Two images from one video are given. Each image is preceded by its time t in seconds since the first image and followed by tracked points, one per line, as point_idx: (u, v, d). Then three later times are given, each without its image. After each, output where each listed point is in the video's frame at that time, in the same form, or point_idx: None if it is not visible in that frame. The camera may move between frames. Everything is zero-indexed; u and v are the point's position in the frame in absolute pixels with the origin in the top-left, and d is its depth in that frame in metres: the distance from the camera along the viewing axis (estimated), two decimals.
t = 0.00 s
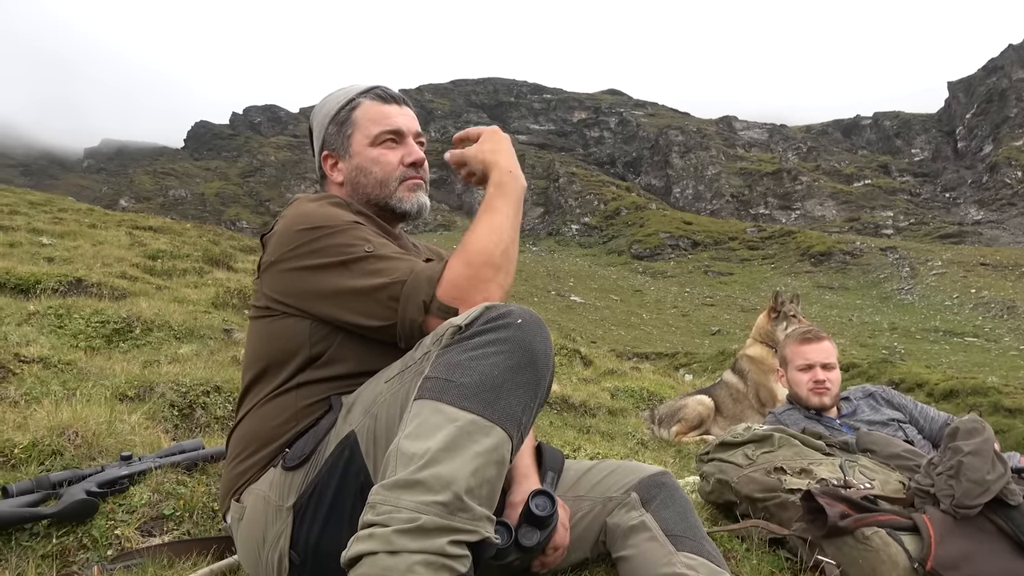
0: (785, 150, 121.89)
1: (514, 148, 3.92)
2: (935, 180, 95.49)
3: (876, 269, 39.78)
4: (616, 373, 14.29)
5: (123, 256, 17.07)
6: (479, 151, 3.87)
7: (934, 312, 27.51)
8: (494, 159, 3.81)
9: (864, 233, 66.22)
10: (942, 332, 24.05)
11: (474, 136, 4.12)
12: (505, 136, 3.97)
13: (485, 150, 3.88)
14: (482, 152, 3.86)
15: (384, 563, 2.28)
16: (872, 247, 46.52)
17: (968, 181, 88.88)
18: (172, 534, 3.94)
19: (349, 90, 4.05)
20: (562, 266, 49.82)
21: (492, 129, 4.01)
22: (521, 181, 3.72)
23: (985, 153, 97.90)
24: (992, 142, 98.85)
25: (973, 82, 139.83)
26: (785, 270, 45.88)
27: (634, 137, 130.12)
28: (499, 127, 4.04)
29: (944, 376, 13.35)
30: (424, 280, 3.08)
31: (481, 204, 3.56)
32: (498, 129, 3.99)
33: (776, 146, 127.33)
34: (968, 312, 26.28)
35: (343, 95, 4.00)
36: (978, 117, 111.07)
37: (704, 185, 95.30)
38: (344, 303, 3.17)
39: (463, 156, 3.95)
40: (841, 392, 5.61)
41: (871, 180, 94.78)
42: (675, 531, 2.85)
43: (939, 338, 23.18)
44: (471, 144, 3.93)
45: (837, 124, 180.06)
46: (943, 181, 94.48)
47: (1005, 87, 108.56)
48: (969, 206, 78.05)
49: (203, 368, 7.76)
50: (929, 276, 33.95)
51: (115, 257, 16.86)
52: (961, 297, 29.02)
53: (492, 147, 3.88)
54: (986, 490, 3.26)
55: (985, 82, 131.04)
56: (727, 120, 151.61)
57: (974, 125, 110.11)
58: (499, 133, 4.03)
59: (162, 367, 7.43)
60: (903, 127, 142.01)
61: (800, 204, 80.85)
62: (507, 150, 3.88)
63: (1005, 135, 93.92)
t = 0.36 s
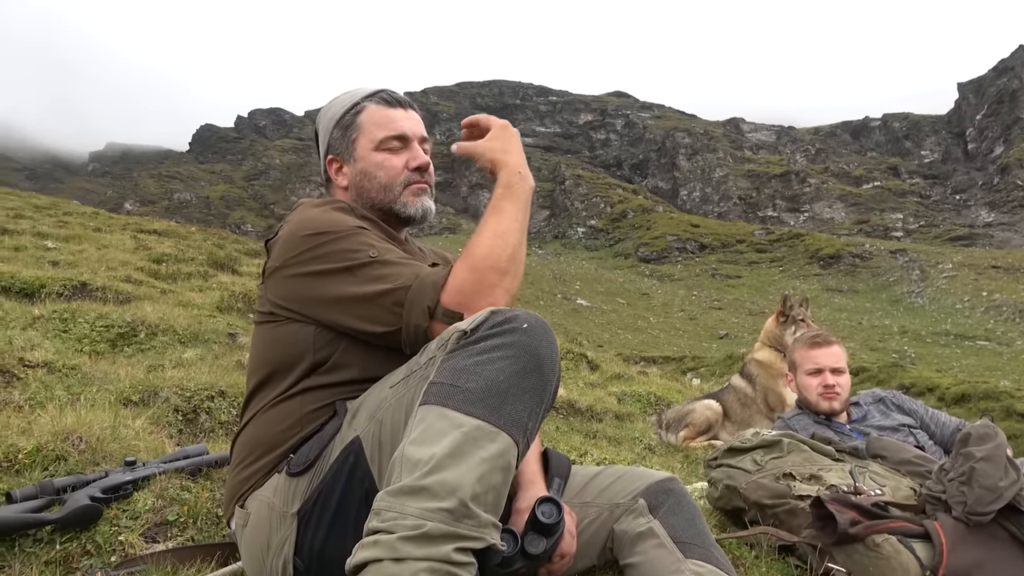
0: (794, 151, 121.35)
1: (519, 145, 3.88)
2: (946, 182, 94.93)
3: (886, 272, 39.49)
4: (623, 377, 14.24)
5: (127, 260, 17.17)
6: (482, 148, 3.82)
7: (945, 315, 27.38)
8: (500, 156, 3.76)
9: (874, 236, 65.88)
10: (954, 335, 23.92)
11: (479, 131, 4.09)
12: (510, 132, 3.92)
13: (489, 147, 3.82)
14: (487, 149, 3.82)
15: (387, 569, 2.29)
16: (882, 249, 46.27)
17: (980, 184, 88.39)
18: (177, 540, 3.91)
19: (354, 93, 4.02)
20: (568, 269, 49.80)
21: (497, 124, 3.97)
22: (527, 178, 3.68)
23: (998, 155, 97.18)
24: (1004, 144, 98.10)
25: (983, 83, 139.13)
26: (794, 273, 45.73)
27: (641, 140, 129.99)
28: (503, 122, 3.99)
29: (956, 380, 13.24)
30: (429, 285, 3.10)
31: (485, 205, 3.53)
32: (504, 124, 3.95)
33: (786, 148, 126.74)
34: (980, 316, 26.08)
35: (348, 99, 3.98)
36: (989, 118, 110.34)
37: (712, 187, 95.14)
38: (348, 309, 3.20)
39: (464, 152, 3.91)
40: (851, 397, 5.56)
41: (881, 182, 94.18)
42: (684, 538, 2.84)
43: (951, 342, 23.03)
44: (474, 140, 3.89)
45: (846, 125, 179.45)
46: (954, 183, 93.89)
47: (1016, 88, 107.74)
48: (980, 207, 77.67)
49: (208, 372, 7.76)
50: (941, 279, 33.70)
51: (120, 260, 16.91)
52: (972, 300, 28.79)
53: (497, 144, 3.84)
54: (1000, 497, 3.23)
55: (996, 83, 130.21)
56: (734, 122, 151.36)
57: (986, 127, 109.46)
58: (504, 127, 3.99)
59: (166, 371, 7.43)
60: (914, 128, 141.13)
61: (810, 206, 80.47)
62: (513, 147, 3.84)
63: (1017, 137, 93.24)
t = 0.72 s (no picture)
0: (814, 149, 119.74)
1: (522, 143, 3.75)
2: (973, 180, 93.72)
3: (911, 276, 39.20)
4: (633, 389, 14.00)
5: (112, 266, 17.03)
6: (481, 148, 3.68)
7: (973, 322, 27.19)
8: (501, 156, 3.62)
9: (898, 238, 64.95)
10: (983, 343, 23.73)
11: (480, 127, 3.94)
12: (510, 130, 3.77)
13: (489, 146, 3.67)
14: (486, 148, 3.68)
15: None
16: (905, 252, 45.93)
17: (1008, 184, 86.84)
18: (162, 562, 3.75)
19: (347, 91, 3.86)
20: (575, 274, 49.58)
21: (499, 120, 3.82)
22: (530, 178, 3.54)
23: None
24: None
25: (997, 82, 138.38)
26: (814, 278, 45.43)
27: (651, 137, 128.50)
28: (504, 118, 3.85)
29: (986, 391, 12.97)
30: (427, 294, 2.99)
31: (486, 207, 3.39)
32: (502, 122, 3.80)
33: (803, 145, 125.13)
34: (1010, 322, 25.93)
35: (342, 96, 3.82)
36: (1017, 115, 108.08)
37: (725, 187, 94.45)
38: (343, 318, 3.08)
39: (461, 149, 3.75)
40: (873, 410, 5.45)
41: (905, 181, 92.55)
42: (698, 561, 2.72)
43: (979, 351, 22.84)
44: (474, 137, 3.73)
45: (858, 124, 178.43)
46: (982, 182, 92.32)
47: None
48: (1012, 209, 77.23)
49: (194, 384, 7.58)
50: (968, 284, 33.54)
51: (103, 267, 16.76)
52: (1002, 306, 28.76)
53: (497, 143, 3.69)
54: None
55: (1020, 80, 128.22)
56: (750, 118, 149.66)
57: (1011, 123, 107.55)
58: (504, 124, 3.84)
59: (152, 383, 7.25)
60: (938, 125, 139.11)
61: (829, 207, 79.51)
62: (514, 146, 3.69)
63: None
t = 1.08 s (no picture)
0: (838, 146, 117.70)
1: (531, 118, 3.41)
2: (1010, 178, 91.70)
3: (943, 282, 38.98)
4: (647, 405, 13.69)
5: (88, 276, 16.82)
6: (485, 125, 3.36)
7: (1010, 330, 27.09)
8: (506, 138, 3.32)
9: (929, 241, 63.34)
10: (1017, 353, 23.86)
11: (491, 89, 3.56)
12: (521, 103, 3.42)
13: (492, 125, 3.36)
14: (489, 126, 3.37)
15: None
16: (937, 255, 45.68)
17: None
18: None
19: (345, 87, 3.64)
20: (583, 282, 49.16)
21: (507, 90, 3.45)
22: (537, 164, 3.28)
23: None
24: None
25: None
26: (840, 283, 45.14)
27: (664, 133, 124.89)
28: (513, 85, 3.47)
29: None
30: (427, 307, 2.89)
31: (489, 205, 3.17)
32: (513, 91, 3.44)
33: (826, 141, 122.73)
34: None
35: (336, 95, 3.59)
36: None
37: (744, 187, 93.60)
38: (340, 332, 2.95)
39: (461, 115, 3.47)
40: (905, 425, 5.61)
41: (938, 179, 89.73)
42: None
43: (1015, 360, 22.92)
44: (481, 112, 3.41)
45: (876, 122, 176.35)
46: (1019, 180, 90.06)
47: None
48: None
49: (178, 401, 7.48)
50: (1005, 290, 33.48)
51: (78, 276, 16.55)
52: None
53: (502, 121, 3.36)
54: None
55: None
56: (769, 113, 147.02)
57: None
58: (515, 93, 3.48)
59: (133, 401, 7.06)
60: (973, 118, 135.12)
61: (855, 208, 78.12)
62: (522, 125, 3.36)
63: None
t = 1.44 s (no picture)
0: (874, 137, 112.30)
1: (553, 108, 3.13)
2: None
3: (988, 286, 38.29)
4: (664, 423, 13.19)
5: (50, 283, 16.57)
6: (500, 117, 3.10)
7: None
8: (520, 131, 3.06)
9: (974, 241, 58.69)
10: None
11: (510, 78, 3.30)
12: (551, 96, 3.15)
13: (508, 116, 3.10)
14: (504, 121, 3.10)
15: None
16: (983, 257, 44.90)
17: None
18: None
19: (335, 74, 3.34)
20: (598, 289, 47.54)
21: (526, 78, 3.16)
22: (555, 162, 2.99)
23: None
24: None
25: None
26: (876, 288, 44.26)
27: (683, 124, 116.65)
28: (533, 73, 3.18)
29: None
30: (420, 319, 2.65)
31: (497, 206, 2.91)
32: (536, 78, 3.15)
33: (860, 133, 117.06)
34: None
35: (325, 83, 3.30)
36: None
37: (770, 183, 87.05)
38: (325, 344, 2.72)
39: (478, 105, 3.23)
40: (950, 445, 5.27)
41: (984, 173, 84.25)
42: None
43: None
44: (495, 102, 3.16)
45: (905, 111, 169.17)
46: None
47: None
48: None
49: (147, 421, 7.33)
50: None
51: (40, 284, 16.26)
52: None
53: (519, 113, 3.09)
54: None
55: None
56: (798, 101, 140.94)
57: None
58: (536, 81, 3.18)
59: (98, 422, 6.94)
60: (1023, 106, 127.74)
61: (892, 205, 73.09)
62: (541, 118, 3.08)
63: None
